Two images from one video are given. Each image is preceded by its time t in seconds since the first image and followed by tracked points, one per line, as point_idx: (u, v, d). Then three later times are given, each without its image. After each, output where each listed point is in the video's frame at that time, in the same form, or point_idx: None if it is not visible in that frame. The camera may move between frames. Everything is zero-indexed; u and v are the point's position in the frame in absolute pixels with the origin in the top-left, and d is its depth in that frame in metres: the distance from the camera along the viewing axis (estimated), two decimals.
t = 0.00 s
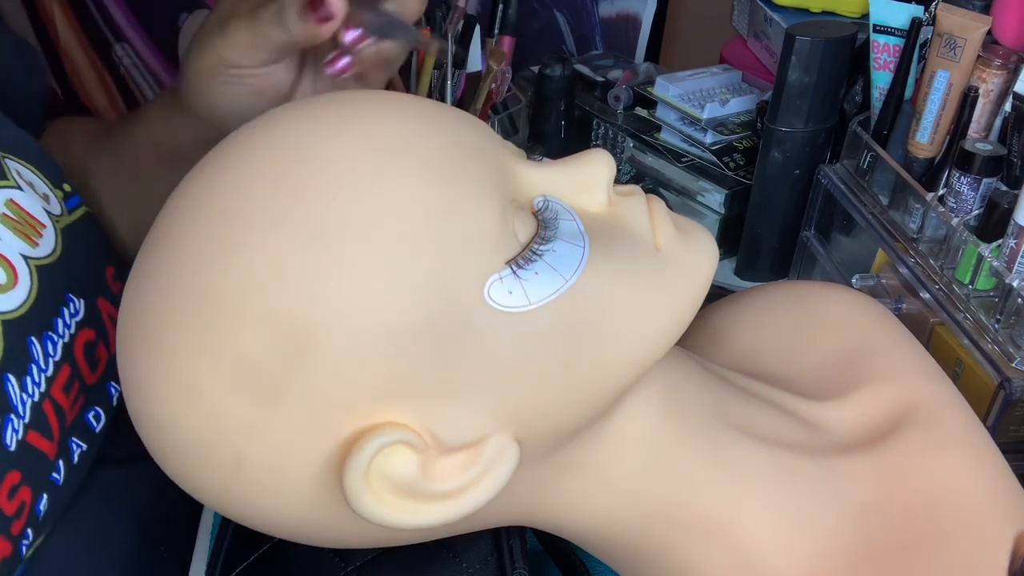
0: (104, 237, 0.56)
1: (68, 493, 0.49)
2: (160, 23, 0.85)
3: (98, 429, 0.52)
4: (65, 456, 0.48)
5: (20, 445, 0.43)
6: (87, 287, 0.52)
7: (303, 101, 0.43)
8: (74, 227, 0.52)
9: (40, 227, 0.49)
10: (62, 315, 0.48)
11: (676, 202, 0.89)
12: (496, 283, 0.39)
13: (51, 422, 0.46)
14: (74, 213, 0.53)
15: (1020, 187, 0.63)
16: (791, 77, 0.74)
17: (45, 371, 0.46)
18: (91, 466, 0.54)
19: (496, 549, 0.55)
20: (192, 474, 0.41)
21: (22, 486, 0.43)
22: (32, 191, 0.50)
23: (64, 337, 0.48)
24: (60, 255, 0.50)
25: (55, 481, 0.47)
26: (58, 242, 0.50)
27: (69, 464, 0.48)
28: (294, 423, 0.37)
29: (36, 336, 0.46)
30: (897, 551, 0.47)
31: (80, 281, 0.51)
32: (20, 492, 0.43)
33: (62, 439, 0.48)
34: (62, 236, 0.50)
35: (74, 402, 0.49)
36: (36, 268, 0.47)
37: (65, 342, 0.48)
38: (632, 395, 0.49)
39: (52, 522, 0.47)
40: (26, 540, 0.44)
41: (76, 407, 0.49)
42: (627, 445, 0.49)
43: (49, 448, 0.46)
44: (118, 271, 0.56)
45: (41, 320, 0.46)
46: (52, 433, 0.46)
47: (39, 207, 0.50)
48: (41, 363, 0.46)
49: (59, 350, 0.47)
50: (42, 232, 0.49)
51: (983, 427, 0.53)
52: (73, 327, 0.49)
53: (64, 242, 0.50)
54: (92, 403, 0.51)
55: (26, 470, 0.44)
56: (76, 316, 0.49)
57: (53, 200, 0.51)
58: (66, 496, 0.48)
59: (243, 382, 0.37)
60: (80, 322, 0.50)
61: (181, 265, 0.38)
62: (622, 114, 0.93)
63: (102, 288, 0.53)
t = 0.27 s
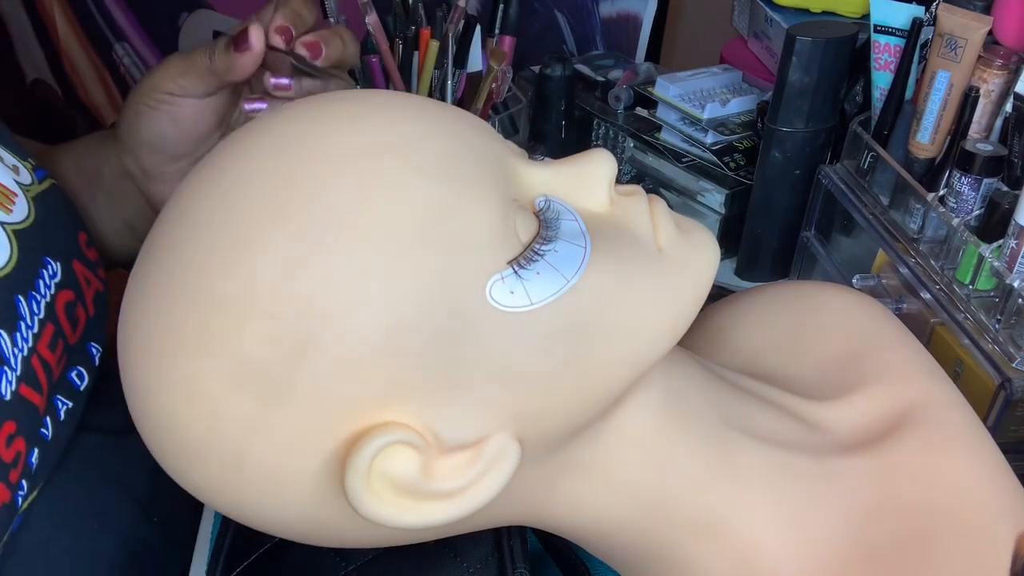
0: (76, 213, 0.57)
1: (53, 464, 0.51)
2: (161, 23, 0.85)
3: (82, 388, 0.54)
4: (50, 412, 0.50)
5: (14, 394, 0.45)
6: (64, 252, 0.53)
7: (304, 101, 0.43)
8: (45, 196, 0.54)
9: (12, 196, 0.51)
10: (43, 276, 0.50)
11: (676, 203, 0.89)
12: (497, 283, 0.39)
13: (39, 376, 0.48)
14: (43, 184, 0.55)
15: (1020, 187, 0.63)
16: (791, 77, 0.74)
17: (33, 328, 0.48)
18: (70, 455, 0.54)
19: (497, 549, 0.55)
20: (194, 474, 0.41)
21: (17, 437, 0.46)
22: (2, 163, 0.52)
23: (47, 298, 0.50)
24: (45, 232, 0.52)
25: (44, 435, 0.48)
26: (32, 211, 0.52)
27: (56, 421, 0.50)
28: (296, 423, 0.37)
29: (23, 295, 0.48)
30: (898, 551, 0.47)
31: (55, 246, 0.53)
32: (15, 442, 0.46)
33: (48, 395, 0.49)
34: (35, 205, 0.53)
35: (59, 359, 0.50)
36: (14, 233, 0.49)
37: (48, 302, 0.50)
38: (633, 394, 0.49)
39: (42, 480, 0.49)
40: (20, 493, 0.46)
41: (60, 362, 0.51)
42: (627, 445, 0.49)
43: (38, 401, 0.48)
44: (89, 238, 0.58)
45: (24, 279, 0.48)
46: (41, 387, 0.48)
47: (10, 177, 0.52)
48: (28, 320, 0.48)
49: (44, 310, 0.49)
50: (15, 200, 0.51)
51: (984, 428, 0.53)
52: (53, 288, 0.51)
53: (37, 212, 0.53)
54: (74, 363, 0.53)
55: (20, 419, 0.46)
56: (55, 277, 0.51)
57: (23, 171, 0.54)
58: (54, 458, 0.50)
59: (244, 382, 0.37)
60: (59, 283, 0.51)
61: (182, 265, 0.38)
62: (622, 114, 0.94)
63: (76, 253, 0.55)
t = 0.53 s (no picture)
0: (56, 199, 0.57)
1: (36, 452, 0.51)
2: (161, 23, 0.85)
3: (68, 367, 0.55)
4: (40, 388, 0.52)
5: None
6: (46, 233, 0.54)
7: (304, 101, 0.43)
8: (24, 182, 0.54)
9: None
10: (22, 258, 0.51)
11: (676, 203, 0.89)
12: (496, 283, 0.39)
13: (24, 354, 0.49)
14: (22, 171, 0.55)
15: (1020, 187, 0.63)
16: (791, 77, 0.74)
17: (10, 310, 0.48)
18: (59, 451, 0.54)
19: (496, 549, 0.55)
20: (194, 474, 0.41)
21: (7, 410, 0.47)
22: None
23: (28, 278, 0.51)
24: (26, 217, 0.53)
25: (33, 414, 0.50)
26: (10, 195, 0.52)
27: (45, 399, 0.52)
28: (295, 423, 0.37)
29: None
30: (898, 551, 0.47)
31: (37, 229, 0.53)
32: (5, 415, 0.47)
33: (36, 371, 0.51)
34: (15, 191, 0.53)
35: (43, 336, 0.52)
36: None
37: (30, 283, 0.51)
38: (633, 394, 0.49)
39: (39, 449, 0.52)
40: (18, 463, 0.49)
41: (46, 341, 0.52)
42: (627, 445, 0.49)
43: (28, 378, 0.49)
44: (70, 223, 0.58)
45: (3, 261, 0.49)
46: (28, 364, 0.50)
47: None
48: (5, 302, 0.48)
49: (23, 290, 0.50)
50: None
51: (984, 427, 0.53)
52: (35, 269, 0.52)
53: (18, 198, 0.53)
54: (61, 343, 0.55)
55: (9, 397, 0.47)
56: (36, 259, 0.52)
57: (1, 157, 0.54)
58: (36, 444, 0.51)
59: (244, 383, 0.37)
60: (41, 264, 0.52)
61: (182, 265, 0.38)
62: (622, 115, 0.94)
63: (56, 235, 0.55)
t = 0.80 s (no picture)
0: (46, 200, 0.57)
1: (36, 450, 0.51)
2: (161, 23, 0.84)
3: (65, 365, 0.56)
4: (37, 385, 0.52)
5: None
6: (42, 232, 0.54)
7: (304, 101, 0.43)
8: (15, 184, 0.54)
9: None
10: (20, 255, 0.51)
11: (676, 203, 0.89)
12: (496, 283, 0.39)
13: (23, 349, 0.50)
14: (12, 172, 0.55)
15: (1020, 187, 0.63)
16: (791, 77, 0.74)
17: (10, 305, 0.49)
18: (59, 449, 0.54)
19: (496, 549, 0.55)
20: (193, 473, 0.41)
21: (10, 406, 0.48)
22: None
23: (25, 276, 0.51)
24: (21, 216, 0.53)
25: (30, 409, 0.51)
26: (5, 194, 0.52)
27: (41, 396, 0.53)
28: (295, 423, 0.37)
29: None
30: (898, 551, 0.47)
31: (32, 227, 0.53)
32: (8, 409, 0.47)
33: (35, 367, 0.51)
34: (10, 192, 0.53)
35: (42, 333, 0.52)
36: None
37: (27, 280, 0.51)
38: (632, 394, 0.49)
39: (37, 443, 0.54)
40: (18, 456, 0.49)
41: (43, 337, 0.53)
42: (628, 445, 0.49)
43: (28, 372, 0.50)
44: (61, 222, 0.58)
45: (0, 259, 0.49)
46: (27, 359, 0.50)
47: None
48: (5, 297, 0.49)
49: (22, 287, 0.50)
50: None
51: (984, 428, 0.53)
52: (32, 267, 0.52)
53: (14, 198, 0.53)
54: (55, 340, 0.55)
55: (12, 392, 0.48)
56: (32, 257, 0.52)
57: None
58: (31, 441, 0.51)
59: (244, 382, 0.37)
60: (37, 262, 0.52)
61: (182, 265, 0.38)
62: (622, 115, 0.94)
63: (48, 234, 0.55)
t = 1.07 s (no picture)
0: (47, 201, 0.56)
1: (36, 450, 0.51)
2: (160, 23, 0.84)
3: (63, 369, 0.54)
4: (36, 390, 0.50)
5: None
6: (41, 238, 0.53)
7: (305, 101, 0.43)
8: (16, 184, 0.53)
9: None
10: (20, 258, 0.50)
11: (676, 203, 0.89)
12: (496, 283, 0.39)
13: (22, 353, 0.48)
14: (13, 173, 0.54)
15: (1020, 187, 0.63)
16: (791, 77, 0.74)
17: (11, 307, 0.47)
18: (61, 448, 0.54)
19: (496, 549, 0.55)
20: (193, 473, 0.41)
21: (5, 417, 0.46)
22: None
23: (25, 279, 0.50)
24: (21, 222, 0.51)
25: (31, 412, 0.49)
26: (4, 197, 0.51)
27: (41, 400, 0.51)
28: (295, 423, 0.37)
29: None
30: (898, 551, 0.47)
31: (30, 231, 0.52)
32: (3, 415, 0.46)
33: (34, 372, 0.50)
34: (8, 193, 0.52)
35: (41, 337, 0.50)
36: None
37: (26, 283, 0.50)
38: (632, 394, 0.49)
39: (35, 449, 0.51)
40: (11, 463, 0.48)
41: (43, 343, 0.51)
42: (627, 445, 0.49)
43: (26, 377, 0.48)
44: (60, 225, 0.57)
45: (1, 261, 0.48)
46: (24, 363, 0.48)
47: None
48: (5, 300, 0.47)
49: (22, 290, 0.49)
50: None
51: (984, 428, 0.53)
52: (31, 271, 0.51)
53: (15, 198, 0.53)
54: (55, 344, 0.53)
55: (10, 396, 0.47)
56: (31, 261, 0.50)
57: None
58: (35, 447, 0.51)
59: (244, 382, 0.37)
60: (36, 266, 0.51)
61: (183, 265, 0.38)
62: (622, 115, 0.94)
63: (48, 239, 0.54)
